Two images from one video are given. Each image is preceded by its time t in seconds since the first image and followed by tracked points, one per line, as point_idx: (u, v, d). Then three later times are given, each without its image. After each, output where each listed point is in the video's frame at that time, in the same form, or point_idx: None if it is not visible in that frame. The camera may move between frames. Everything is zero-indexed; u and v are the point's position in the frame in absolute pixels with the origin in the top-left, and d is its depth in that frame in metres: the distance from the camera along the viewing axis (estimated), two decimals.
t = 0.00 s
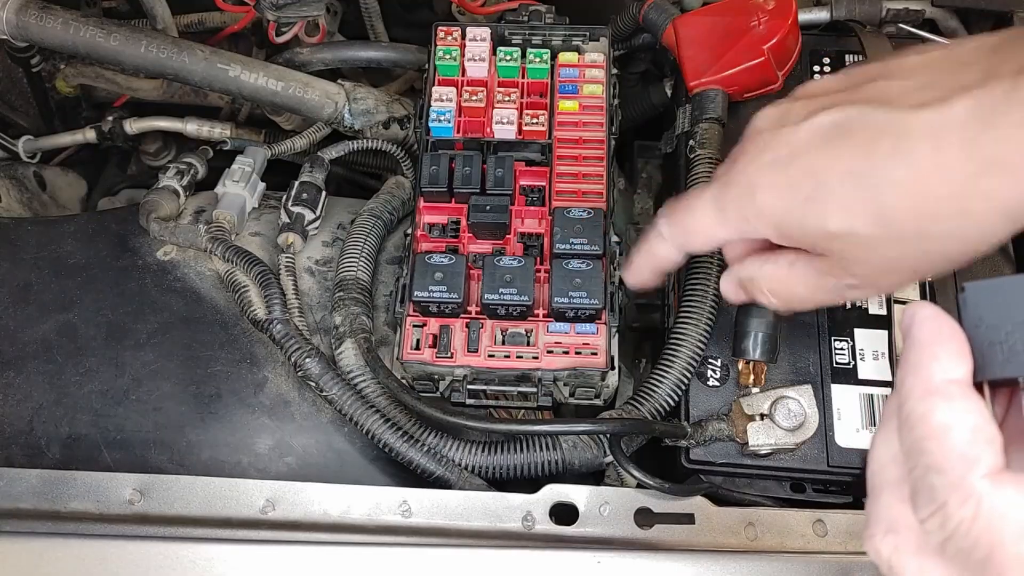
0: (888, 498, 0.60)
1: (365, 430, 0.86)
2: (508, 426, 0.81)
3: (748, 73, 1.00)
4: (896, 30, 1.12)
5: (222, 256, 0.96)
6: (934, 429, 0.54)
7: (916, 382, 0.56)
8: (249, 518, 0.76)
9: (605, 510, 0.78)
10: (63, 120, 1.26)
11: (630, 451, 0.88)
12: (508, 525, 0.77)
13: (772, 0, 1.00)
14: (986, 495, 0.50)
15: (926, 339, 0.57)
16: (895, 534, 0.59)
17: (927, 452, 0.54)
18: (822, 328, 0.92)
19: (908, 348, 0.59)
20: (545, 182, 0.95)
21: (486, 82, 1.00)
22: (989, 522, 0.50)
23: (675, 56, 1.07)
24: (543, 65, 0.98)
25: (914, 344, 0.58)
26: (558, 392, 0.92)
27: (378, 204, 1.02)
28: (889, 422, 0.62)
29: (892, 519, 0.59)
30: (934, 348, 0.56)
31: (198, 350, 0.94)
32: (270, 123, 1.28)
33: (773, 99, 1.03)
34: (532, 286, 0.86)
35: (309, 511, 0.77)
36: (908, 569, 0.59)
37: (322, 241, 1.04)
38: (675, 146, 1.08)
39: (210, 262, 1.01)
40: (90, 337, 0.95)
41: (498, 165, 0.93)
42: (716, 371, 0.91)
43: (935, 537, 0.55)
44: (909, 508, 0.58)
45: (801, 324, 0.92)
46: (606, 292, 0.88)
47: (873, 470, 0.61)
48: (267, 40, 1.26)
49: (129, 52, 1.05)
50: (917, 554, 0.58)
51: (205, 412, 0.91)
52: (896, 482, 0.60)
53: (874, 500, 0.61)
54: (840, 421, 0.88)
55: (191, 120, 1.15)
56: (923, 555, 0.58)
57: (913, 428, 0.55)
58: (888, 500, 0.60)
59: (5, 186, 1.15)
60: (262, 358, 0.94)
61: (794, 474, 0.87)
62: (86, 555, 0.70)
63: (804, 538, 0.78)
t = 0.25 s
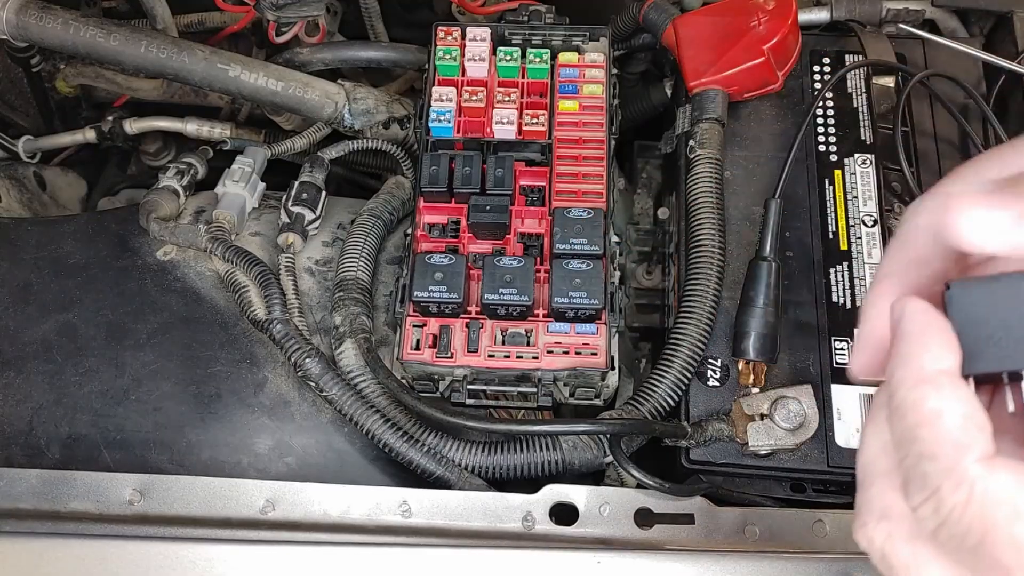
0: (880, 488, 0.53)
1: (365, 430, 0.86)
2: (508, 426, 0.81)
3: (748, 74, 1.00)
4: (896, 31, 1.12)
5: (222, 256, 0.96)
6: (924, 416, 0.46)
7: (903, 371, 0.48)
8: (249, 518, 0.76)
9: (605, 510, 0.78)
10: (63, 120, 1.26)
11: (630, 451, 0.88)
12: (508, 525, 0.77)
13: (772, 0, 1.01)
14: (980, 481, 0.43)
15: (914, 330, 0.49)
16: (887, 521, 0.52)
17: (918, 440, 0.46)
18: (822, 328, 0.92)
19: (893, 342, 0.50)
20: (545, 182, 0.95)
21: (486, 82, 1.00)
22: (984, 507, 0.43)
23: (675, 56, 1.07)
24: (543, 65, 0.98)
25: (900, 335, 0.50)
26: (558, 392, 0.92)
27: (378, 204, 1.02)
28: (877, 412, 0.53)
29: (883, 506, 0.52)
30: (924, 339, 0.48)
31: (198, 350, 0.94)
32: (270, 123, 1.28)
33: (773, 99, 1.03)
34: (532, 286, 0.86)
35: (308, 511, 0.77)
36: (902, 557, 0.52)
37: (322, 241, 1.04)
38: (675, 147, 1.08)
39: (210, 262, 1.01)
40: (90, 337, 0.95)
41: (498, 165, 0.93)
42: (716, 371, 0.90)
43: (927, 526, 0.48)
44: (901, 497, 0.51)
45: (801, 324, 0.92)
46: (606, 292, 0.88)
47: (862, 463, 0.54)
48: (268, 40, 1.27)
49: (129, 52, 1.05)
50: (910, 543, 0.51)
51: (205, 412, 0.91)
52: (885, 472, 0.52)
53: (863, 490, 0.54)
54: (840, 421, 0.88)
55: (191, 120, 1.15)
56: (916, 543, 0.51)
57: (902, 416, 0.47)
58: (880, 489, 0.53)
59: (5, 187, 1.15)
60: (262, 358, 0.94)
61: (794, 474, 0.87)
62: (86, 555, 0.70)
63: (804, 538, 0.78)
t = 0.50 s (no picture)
0: (948, 462, 0.49)
1: (366, 430, 0.86)
2: (508, 426, 0.81)
3: (748, 73, 1.00)
4: (896, 30, 1.12)
5: (222, 256, 0.96)
6: (1003, 385, 0.44)
7: (976, 340, 0.46)
8: (249, 518, 0.76)
9: (605, 510, 0.78)
10: (63, 120, 1.27)
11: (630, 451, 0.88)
12: (508, 525, 0.77)
13: (772, 0, 1.01)
14: None
15: (984, 300, 0.47)
16: (957, 495, 0.48)
17: (997, 407, 0.44)
18: (822, 328, 0.92)
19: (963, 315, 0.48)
20: (545, 182, 0.95)
21: (486, 82, 1.00)
22: None
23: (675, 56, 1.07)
24: (543, 65, 0.98)
25: (970, 308, 0.48)
26: (558, 392, 0.92)
27: (378, 204, 1.02)
28: (943, 386, 0.50)
29: (954, 478, 0.48)
30: (997, 308, 0.46)
31: (198, 350, 0.94)
32: (270, 123, 1.28)
33: (772, 99, 1.03)
34: (532, 286, 0.86)
35: (309, 511, 0.77)
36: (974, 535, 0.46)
37: (323, 241, 1.04)
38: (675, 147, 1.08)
39: (210, 262, 1.01)
40: (90, 337, 0.95)
41: (498, 165, 0.93)
42: (716, 371, 0.91)
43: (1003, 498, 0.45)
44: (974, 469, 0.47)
45: (801, 324, 0.92)
46: (606, 293, 0.88)
47: (927, 437, 0.51)
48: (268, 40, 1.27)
49: (129, 52, 1.05)
50: (982, 514, 0.46)
51: (205, 412, 0.91)
52: (959, 444, 0.48)
53: (931, 466, 0.50)
54: (840, 421, 0.88)
55: (191, 120, 1.15)
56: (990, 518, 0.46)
57: (976, 387, 0.46)
58: (949, 461, 0.49)
59: (5, 187, 1.15)
60: (263, 358, 0.94)
61: (794, 475, 0.87)
62: (85, 555, 0.70)
63: (804, 538, 0.78)
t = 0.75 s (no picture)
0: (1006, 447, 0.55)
1: (366, 430, 0.86)
2: (509, 426, 0.81)
3: (748, 73, 1.00)
4: (896, 31, 1.13)
5: (222, 256, 0.96)
6: None
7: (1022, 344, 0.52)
8: (249, 518, 0.76)
9: (605, 510, 0.78)
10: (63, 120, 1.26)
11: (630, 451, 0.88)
12: (508, 525, 0.77)
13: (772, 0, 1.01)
14: None
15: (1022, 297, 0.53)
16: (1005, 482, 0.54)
17: None
18: (822, 328, 0.92)
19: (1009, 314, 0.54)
20: (545, 182, 0.95)
21: (486, 82, 1.00)
22: None
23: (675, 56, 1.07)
24: (543, 65, 0.98)
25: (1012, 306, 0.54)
26: (558, 392, 0.92)
27: (378, 204, 1.02)
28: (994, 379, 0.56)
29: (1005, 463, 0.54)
30: None
31: (198, 350, 0.94)
32: (270, 123, 1.28)
33: (772, 99, 1.03)
34: (532, 286, 0.86)
35: (308, 511, 0.77)
36: None
37: (323, 241, 1.04)
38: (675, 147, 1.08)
39: (210, 262, 1.01)
40: (90, 337, 0.95)
41: (498, 165, 0.93)
42: (716, 371, 0.91)
43: None
44: None
45: (801, 324, 0.92)
46: (606, 293, 0.88)
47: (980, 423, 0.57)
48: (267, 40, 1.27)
49: (129, 52, 1.05)
50: None
51: (205, 412, 0.91)
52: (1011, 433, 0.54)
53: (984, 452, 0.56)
54: (840, 421, 0.88)
55: (191, 120, 1.15)
56: None
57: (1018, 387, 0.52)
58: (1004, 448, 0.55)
59: (5, 187, 1.14)
60: (262, 358, 0.94)
61: (795, 474, 0.87)
62: (87, 554, 0.70)
63: (804, 538, 0.78)
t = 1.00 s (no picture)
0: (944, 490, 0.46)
1: (366, 430, 0.86)
2: (508, 426, 0.81)
3: (748, 73, 1.00)
4: (896, 31, 1.13)
5: (222, 256, 0.96)
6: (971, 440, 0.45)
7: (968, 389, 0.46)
8: (248, 518, 0.76)
9: (605, 510, 0.78)
10: (64, 120, 1.26)
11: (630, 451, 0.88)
12: (508, 525, 0.77)
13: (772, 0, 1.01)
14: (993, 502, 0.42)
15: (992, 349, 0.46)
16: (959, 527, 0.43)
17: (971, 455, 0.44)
18: (822, 328, 0.92)
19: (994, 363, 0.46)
20: (545, 182, 0.95)
21: (486, 82, 1.00)
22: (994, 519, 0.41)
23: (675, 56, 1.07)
24: (543, 65, 0.98)
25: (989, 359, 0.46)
26: (558, 392, 0.91)
27: (378, 204, 1.02)
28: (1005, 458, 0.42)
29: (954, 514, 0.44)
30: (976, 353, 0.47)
31: (198, 350, 0.94)
32: (270, 123, 1.28)
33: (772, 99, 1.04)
34: (532, 286, 0.86)
35: (309, 511, 0.77)
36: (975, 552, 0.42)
37: (322, 241, 1.04)
38: (676, 147, 1.08)
39: (210, 262, 1.01)
40: (90, 337, 0.95)
41: (498, 165, 0.93)
42: (716, 371, 0.91)
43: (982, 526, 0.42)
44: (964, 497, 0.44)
45: (801, 324, 0.92)
46: (606, 293, 0.88)
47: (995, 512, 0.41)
48: (268, 40, 1.27)
49: (129, 52, 1.05)
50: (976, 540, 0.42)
51: (205, 412, 0.91)
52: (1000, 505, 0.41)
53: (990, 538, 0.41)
54: (840, 421, 0.88)
55: (191, 120, 1.15)
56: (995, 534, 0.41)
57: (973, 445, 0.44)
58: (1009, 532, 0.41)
59: (5, 187, 1.14)
60: (262, 358, 0.94)
61: (795, 474, 0.87)
62: (86, 554, 0.70)
63: (805, 538, 0.78)
